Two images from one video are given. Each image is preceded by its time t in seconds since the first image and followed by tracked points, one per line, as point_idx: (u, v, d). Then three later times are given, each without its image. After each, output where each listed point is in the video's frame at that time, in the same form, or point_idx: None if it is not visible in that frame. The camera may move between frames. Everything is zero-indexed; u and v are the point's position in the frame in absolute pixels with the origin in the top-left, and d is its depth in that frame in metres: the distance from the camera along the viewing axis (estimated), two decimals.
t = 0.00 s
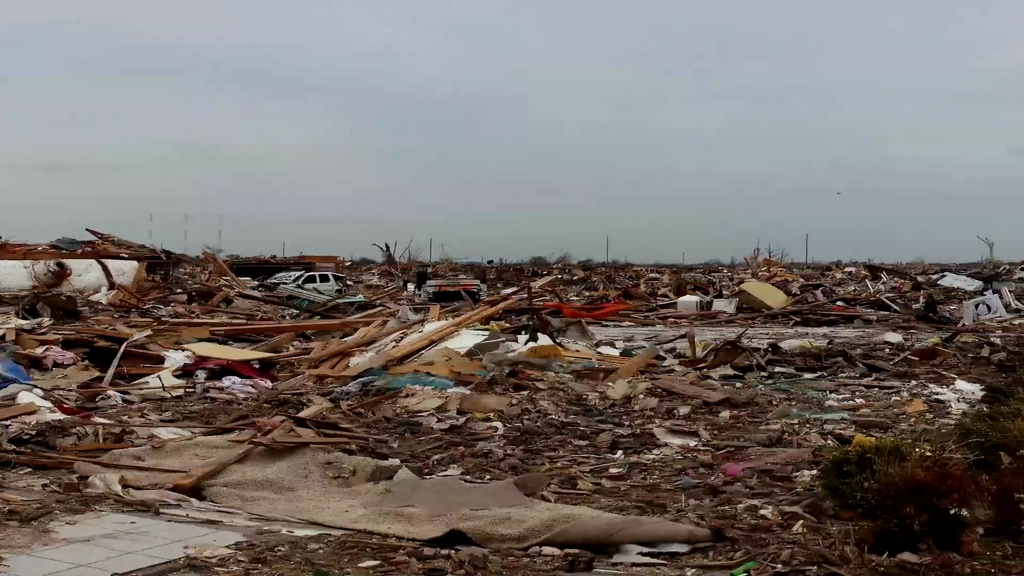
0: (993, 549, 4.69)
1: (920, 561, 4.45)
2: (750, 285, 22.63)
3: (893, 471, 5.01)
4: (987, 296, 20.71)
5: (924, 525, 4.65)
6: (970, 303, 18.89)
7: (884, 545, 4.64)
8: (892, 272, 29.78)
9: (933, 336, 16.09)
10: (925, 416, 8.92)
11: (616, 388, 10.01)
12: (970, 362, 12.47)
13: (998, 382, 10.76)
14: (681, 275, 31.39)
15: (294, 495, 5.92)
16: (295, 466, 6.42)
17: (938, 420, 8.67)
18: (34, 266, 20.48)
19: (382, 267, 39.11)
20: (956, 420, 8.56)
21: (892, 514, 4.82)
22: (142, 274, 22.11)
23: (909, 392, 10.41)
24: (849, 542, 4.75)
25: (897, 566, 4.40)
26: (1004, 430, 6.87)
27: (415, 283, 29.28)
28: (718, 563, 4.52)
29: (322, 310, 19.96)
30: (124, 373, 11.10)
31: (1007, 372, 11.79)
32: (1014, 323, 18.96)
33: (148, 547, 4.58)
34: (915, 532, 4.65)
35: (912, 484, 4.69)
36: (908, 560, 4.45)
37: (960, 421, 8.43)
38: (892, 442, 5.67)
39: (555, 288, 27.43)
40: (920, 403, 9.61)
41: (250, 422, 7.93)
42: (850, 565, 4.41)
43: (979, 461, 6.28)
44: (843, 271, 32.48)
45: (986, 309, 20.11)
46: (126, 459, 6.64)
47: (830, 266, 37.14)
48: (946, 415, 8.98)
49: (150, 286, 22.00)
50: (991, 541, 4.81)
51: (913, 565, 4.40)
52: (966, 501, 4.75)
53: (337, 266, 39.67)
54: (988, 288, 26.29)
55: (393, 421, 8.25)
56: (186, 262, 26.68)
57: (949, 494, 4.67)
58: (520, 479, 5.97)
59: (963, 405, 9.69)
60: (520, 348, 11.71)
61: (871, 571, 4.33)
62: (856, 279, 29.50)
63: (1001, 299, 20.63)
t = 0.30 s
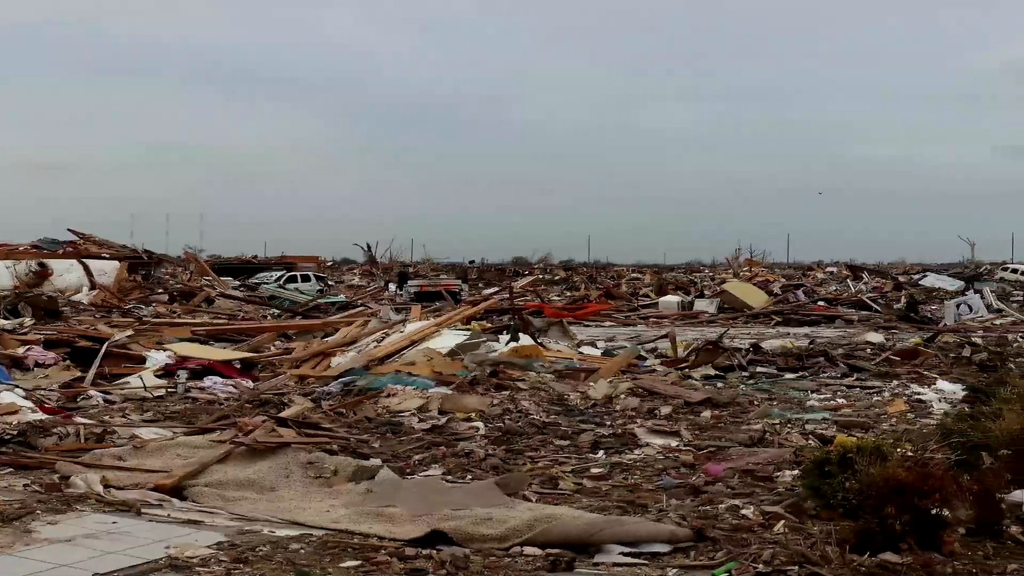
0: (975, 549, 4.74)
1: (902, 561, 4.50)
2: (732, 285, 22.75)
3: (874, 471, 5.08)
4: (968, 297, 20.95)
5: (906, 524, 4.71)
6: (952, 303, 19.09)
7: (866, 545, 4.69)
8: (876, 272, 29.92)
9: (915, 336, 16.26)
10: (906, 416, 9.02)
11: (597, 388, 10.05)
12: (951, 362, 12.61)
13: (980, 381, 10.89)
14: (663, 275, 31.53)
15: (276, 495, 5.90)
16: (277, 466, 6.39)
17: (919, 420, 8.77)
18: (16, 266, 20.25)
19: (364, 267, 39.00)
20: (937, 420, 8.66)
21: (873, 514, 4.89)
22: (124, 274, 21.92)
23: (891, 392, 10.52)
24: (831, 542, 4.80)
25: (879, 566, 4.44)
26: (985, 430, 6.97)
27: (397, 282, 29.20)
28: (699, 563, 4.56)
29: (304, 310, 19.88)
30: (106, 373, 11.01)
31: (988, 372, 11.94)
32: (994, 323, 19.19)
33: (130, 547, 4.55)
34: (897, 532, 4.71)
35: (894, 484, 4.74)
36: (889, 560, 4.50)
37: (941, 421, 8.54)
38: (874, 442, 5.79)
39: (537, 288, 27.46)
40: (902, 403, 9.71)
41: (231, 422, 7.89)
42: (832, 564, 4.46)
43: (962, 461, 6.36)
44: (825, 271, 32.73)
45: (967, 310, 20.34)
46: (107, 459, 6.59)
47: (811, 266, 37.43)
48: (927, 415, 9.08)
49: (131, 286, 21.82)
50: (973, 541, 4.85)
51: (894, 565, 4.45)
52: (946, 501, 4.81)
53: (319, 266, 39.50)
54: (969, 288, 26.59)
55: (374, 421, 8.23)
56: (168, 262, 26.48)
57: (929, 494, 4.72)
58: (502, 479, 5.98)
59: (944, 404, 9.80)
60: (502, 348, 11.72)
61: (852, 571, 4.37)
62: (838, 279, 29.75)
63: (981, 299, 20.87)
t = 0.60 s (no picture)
0: (959, 549, 4.78)
1: (886, 561, 4.53)
2: (717, 285, 22.84)
3: (859, 470, 5.13)
4: (952, 296, 21.14)
5: (890, 525, 4.75)
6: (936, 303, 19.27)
7: (851, 545, 4.72)
8: (858, 271, 30.22)
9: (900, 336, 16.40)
10: (891, 416, 9.10)
11: (582, 388, 10.07)
12: (936, 362, 12.72)
13: (965, 381, 11.01)
14: (648, 275, 31.63)
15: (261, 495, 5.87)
16: (262, 466, 6.37)
17: (904, 420, 8.85)
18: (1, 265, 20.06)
19: (349, 267, 38.89)
20: (922, 420, 8.74)
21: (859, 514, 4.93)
22: (109, 274, 21.76)
23: (876, 392, 10.60)
24: (815, 542, 4.83)
25: (864, 566, 4.48)
26: (969, 429, 7.05)
27: (382, 282, 29.14)
28: (684, 563, 4.58)
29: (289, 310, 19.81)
30: (91, 373, 10.93)
31: (972, 372, 12.06)
32: (978, 323, 19.39)
33: (115, 547, 4.52)
34: (882, 532, 4.75)
35: (878, 484, 4.80)
36: (874, 560, 4.53)
37: (925, 421, 8.62)
38: (859, 441, 5.85)
39: (522, 288, 27.47)
40: (887, 403, 9.79)
41: (216, 422, 7.85)
42: (817, 565, 4.50)
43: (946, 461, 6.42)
44: (810, 271, 32.95)
45: (951, 310, 20.52)
46: (92, 459, 6.54)
47: (796, 266, 37.67)
48: (912, 415, 9.16)
49: (116, 285, 21.67)
50: (957, 541, 4.90)
51: (879, 565, 4.48)
52: (933, 501, 4.84)
53: (304, 266, 39.37)
54: (953, 288, 26.83)
55: (359, 421, 8.22)
56: (153, 262, 26.31)
57: (914, 494, 4.77)
58: (487, 479, 5.99)
59: (929, 404, 9.89)
60: (487, 348, 11.72)
61: (837, 571, 4.41)
62: (823, 279, 29.95)
63: (966, 299, 21.07)
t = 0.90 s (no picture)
0: (947, 549, 4.82)
1: (874, 561, 4.56)
2: (705, 285, 22.92)
3: (846, 471, 5.18)
4: (940, 296, 21.30)
5: (878, 525, 4.79)
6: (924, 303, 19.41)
7: (839, 545, 4.77)
8: (845, 272, 30.41)
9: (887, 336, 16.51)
10: (878, 416, 9.17)
11: (570, 388, 10.10)
12: (924, 362, 12.82)
13: (952, 381, 11.10)
14: (636, 275, 31.72)
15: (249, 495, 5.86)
16: (249, 466, 6.36)
17: (891, 420, 8.92)
18: None
19: (337, 267, 38.79)
20: (909, 420, 8.81)
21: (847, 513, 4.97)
22: (97, 273, 21.63)
23: (864, 392, 10.68)
24: (803, 542, 4.88)
25: (851, 566, 4.52)
26: (955, 429, 7.12)
27: (370, 282, 29.08)
28: (672, 563, 4.61)
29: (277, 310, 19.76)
30: (78, 374, 10.86)
31: (959, 372, 12.15)
32: (966, 323, 19.54)
33: (102, 547, 4.51)
34: (869, 532, 4.78)
35: (866, 484, 4.80)
36: (862, 560, 4.57)
37: (913, 422, 8.68)
38: (848, 441, 5.89)
39: (510, 288, 27.49)
40: (874, 403, 9.86)
41: (204, 423, 7.82)
42: (804, 565, 4.53)
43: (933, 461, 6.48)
44: (797, 271, 33.12)
45: (939, 310, 20.67)
46: (80, 459, 6.51)
47: (783, 266, 37.85)
48: (900, 415, 9.23)
49: (104, 285, 21.55)
50: (945, 541, 4.94)
51: (867, 565, 4.51)
52: (920, 501, 4.87)
53: (292, 266, 39.25)
54: (941, 288, 27.01)
55: (347, 421, 8.21)
56: (141, 261, 26.17)
57: (902, 494, 4.78)
58: (475, 479, 6.00)
59: (916, 405, 9.97)
60: (475, 348, 11.72)
61: (825, 571, 4.45)
62: (811, 279, 30.12)
63: (954, 299, 21.22)
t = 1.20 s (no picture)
0: (939, 549, 4.85)
1: (866, 561, 4.58)
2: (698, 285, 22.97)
3: (838, 471, 5.22)
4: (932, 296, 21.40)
5: (870, 525, 4.81)
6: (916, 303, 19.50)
7: (831, 545, 4.82)
8: (837, 272, 30.53)
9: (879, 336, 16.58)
10: (870, 416, 9.21)
11: (562, 388, 10.10)
12: (916, 362, 12.88)
13: (944, 381, 11.15)
14: (629, 275, 31.77)
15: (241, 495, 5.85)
16: (241, 466, 6.34)
17: (883, 420, 8.96)
18: None
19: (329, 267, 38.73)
20: (901, 420, 8.85)
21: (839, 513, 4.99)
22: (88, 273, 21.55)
23: (856, 392, 10.72)
24: (796, 542, 4.90)
25: (844, 566, 4.54)
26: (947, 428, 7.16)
27: (362, 282, 29.03)
28: (664, 563, 4.62)
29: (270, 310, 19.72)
30: (70, 374, 10.82)
31: (951, 372, 12.22)
32: (958, 323, 19.64)
33: (94, 547, 4.49)
34: (862, 531, 4.80)
35: (859, 484, 4.78)
36: (854, 560, 4.59)
37: (904, 421, 8.73)
38: (840, 441, 5.91)
39: (503, 288, 27.48)
40: (866, 403, 9.91)
41: (196, 423, 7.80)
42: (796, 565, 4.55)
43: (925, 461, 6.52)
44: (789, 271, 33.23)
45: (931, 310, 20.76)
46: (72, 459, 6.49)
47: (776, 266, 37.97)
48: (892, 415, 9.27)
49: (96, 285, 21.47)
50: (937, 541, 4.96)
51: (859, 565, 4.53)
52: (913, 501, 4.84)
53: (284, 266, 39.17)
54: (933, 288, 27.13)
55: (339, 421, 8.20)
56: (133, 262, 26.06)
57: (894, 494, 4.75)
58: (467, 479, 6.01)
59: (908, 405, 10.01)
60: (467, 348, 11.72)
61: (817, 571, 4.47)
62: (803, 279, 30.22)
63: (946, 299, 21.32)
